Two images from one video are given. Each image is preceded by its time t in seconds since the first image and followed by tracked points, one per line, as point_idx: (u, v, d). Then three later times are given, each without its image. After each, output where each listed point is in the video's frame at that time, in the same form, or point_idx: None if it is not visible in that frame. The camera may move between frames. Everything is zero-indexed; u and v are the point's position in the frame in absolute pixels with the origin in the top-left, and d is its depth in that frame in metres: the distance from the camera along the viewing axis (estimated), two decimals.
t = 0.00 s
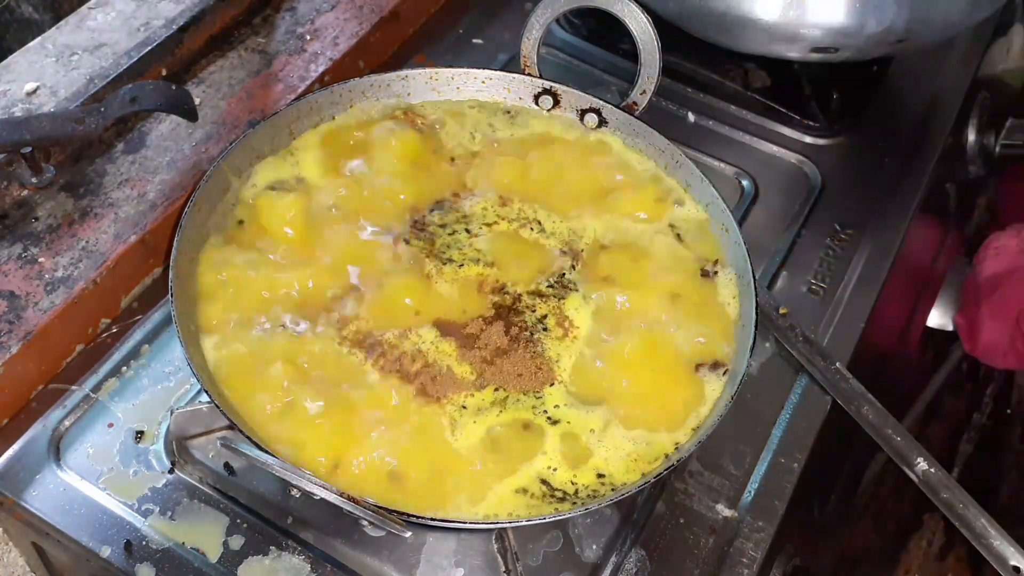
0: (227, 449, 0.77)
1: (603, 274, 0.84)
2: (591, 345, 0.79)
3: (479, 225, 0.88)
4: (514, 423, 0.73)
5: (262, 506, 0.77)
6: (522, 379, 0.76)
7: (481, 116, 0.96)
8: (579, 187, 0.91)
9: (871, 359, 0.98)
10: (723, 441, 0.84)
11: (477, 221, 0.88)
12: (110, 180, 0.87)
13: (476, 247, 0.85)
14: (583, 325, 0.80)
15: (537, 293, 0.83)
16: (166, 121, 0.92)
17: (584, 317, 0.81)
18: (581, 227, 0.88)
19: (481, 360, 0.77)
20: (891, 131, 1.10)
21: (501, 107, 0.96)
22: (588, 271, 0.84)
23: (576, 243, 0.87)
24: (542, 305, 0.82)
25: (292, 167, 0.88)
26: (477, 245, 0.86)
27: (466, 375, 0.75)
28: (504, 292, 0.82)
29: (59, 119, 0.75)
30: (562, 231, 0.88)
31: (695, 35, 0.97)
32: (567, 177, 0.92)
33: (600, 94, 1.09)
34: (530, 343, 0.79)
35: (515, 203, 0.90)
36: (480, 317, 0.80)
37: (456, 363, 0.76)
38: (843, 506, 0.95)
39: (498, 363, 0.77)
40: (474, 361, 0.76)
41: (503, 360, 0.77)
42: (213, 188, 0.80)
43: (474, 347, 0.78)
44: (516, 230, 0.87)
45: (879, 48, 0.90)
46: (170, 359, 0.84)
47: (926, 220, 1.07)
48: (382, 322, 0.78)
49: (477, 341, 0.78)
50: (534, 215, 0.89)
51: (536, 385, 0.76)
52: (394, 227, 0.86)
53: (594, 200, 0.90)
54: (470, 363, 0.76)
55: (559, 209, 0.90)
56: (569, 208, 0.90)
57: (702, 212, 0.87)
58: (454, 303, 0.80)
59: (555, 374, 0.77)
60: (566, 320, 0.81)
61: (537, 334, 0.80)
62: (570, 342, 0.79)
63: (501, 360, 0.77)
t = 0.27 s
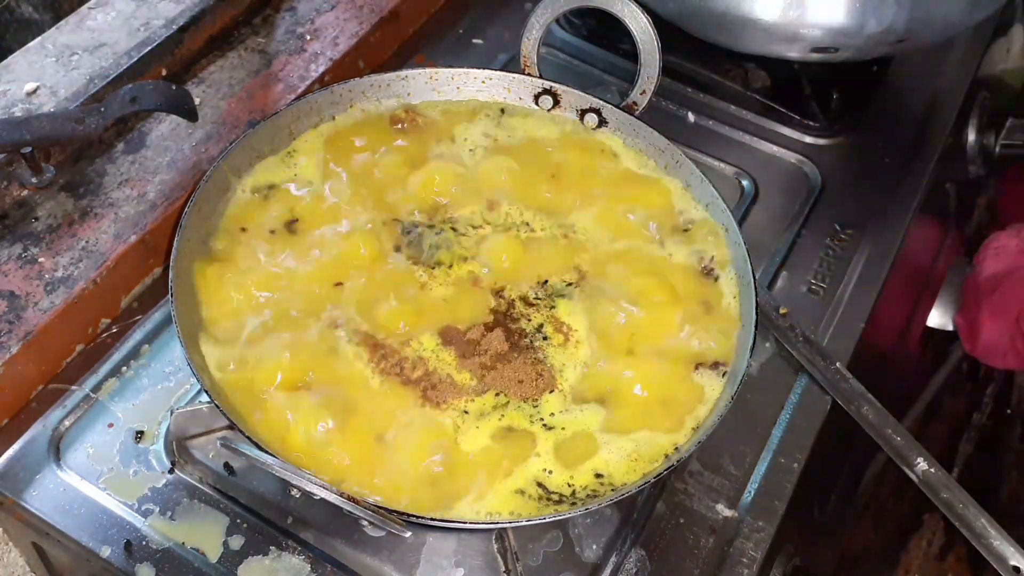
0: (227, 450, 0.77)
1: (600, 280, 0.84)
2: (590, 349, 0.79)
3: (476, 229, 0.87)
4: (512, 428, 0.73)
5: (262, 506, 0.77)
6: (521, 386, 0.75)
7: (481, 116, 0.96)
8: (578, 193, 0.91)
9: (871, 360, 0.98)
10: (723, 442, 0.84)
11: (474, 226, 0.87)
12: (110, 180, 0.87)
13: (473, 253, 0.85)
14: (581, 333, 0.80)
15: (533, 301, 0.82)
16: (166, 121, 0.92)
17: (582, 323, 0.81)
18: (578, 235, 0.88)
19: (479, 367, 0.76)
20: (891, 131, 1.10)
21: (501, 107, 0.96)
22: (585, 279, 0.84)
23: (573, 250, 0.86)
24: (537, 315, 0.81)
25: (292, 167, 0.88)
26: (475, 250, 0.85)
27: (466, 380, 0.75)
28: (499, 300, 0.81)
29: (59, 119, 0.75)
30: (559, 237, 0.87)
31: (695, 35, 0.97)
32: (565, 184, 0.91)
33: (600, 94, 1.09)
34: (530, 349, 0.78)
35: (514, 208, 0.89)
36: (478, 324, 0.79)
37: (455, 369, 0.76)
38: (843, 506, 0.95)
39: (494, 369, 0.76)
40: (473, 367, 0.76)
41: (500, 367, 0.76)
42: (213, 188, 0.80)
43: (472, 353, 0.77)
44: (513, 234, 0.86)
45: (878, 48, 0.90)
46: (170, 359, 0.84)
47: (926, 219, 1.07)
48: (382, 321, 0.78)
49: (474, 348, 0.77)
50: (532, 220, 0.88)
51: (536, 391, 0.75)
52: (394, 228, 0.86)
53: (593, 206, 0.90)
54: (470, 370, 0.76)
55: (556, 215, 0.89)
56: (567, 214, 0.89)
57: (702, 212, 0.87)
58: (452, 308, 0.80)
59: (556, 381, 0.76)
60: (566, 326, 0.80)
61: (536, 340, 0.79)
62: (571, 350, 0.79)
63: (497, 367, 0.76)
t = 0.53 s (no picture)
0: (227, 449, 0.78)
1: (598, 287, 0.83)
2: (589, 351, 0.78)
3: (469, 235, 0.86)
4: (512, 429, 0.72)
5: (261, 506, 0.77)
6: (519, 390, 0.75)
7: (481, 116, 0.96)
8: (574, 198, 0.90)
9: (871, 360, 0.98)
10: (723, 442, 0.84)
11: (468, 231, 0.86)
12: (110, 180, 0.87)
13: (469, 258, 0.84)
14: (579, 338, 0.79)
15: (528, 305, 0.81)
16: (166, 121, 0.92)
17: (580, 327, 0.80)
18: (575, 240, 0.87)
19: (477, 374, 0.75)
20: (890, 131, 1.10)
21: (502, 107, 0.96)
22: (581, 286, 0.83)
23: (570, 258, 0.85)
24: (531, 319, 0.80)
25: (291, 167, 0.88)
26: (470, 255, 0.84)
27: (462, 388, 0.74)
28: (494, 307, 0.80)
29: (59, 118, 0.75)
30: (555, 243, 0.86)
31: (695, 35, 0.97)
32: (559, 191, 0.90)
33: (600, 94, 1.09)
34: (529, 355, 0.78)
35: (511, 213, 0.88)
36: (475, 330, 0.78)
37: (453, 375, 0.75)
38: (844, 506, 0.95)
39: (491, 377, 0.75)
40: (473, 375, 0.75)
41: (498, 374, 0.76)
42: (213, 188, 0.80)
43: (470, 360, 0.76)
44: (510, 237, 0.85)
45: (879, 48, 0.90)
46: (170, 360, 0.84)
47: (926, 220, 1.07)
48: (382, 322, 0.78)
49: (472, 355, 0.76)
50: (530, 225, 0.87)
51: (537, 396, 0.75)
52: (394, 228, 0.85)
53: (591, 214, 0.89)
54: (471, 377, 0.75)
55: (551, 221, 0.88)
56: (564, 220, 0.88)
57: (702, 212, 0.87)
58: (449, 315, 0.79)
59: (559, 385, 0.76)
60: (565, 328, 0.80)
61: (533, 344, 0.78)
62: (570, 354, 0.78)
63: (494, 374, 0.75)
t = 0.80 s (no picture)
0: (227, 449, 0.77)
1: (590, 290, 0.83)
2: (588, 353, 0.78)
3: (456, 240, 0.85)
4: (514, 429, 0.72)
5: (261, 506, 0.77)
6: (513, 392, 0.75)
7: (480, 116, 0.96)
8: (564, 201, 0.90)
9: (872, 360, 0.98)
10: (723, 441, 0.84)
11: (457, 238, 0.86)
12: (110, 180, 0.87)
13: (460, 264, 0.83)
14: (570, 338, 0.79)
15: (517, 308, 0.81)
16: (166, 121, 0.92)
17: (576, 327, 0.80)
18: (567, 245, 0.86)
19: (471, 379, 0.75)
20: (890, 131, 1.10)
21: (501, 107, 0.96)
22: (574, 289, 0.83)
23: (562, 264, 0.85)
24: (520, 322, 0.80)
25: (291, 167, 0.88)
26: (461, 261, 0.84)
27: (453, 395, 0.74)
28: (484, 312, 0.80)
29: (59, 118, 0.75)
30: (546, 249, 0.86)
31: (695, 35, 0.97)
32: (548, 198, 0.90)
33: (600, 94, 1.09)
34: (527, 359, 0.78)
35: (509, 216, 0.88)
36: (466, 336, 0.77)
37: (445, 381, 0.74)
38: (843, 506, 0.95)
39: (483, 383, 0.75)
40: (466, 382, 0.75)
41: (492, 379, 0.75)
42: (213, 188, 0.80)
43: (463, 365, 0.76)
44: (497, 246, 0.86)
45: (878, 49, 0.90)
46: (170, 360, 0.84)
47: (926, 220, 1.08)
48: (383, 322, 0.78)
49: (464, 363, 0.76)
50: (521, 230, 0.87)
51: (535, 399, 0.75)
52: (394, 228, 0.86)
53: (587, 216, 0.89)
54: (464, 383, 0.74)
55: (542, 227, 0.88)
56: (556, 224, 0.88)
57: (702, 211, 0.87)
58: (440, 322, 0.78)
59: (558, 386, 0.76)
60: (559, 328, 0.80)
61: (526, 347, 0.78)
62: (563, 354, 0.78)
63: (486, 381, 0.75)
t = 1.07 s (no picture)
0: (227, 449, 0.77)
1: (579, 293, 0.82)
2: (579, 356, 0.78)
3: (442, 243, 0.85)
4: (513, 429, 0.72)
5: (261, 506, 0.77)
6: (504, 394, 0.74)
7: (480, 116, 0.96)
8: (554, 204, 0.90)
9: (871, 360, 0.98)
10: (724, 442, 0.84)
11: (446, 241, 0.85)
12: (110, 180, 0.87)
13: (447, 268, 0.83)
14: (561, 338, 0.79)
15: (506, 310, 0.80)
16: (166, 121, 0.92)
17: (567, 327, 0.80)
18: (556, 248, 0.86)
19: (461, 382, 0.74)
20: (890, 131, 1.10)
21: (501, 107, 0.96)
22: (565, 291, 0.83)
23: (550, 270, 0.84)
24: (504, 325, 0.79)
25: (291, 166, 0.88)
26: (448, 265, 0.83)
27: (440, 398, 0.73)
28: (472, 316, 0.79)
29: (59, 118, 0.75)
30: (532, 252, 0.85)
31: (695, 34, 0.97)
32: (537, 202, 0.90)
33: (601, 94, 1.09)
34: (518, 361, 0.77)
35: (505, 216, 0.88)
36: (455, 340, 0.77)
37: (434, 383, 0.74)
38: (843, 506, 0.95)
39: (474, 387, 0.74)
40: (456, 384, 0.74)
41: (483, 382, 0.75)
42: (212, 188, 0.80)
43: (452, 367, 0.75)
44: (485, 250, 0.85)
45: (878, 48, 0.90)
46: (170, 360, 0.84)
47: (926, 219, 1.07)
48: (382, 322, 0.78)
49: (452, 367, 0.75)
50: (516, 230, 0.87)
51: (528, 399, 0.75)
52: (393, 228, 0.85)
53: (581, 217, 0.89)
54: (454, 386, 0.74)
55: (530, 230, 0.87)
56: (546, 227, 0.88)
57: (703, 211, 0.87)
58: (431, 325, 0.78)
59: (551, 385, 0.76)
60: (549, 323, 0.80)
61: (514, 350, 0.78)
62: (554, 353, 0.78)
63: (476, 384, 0.74)
